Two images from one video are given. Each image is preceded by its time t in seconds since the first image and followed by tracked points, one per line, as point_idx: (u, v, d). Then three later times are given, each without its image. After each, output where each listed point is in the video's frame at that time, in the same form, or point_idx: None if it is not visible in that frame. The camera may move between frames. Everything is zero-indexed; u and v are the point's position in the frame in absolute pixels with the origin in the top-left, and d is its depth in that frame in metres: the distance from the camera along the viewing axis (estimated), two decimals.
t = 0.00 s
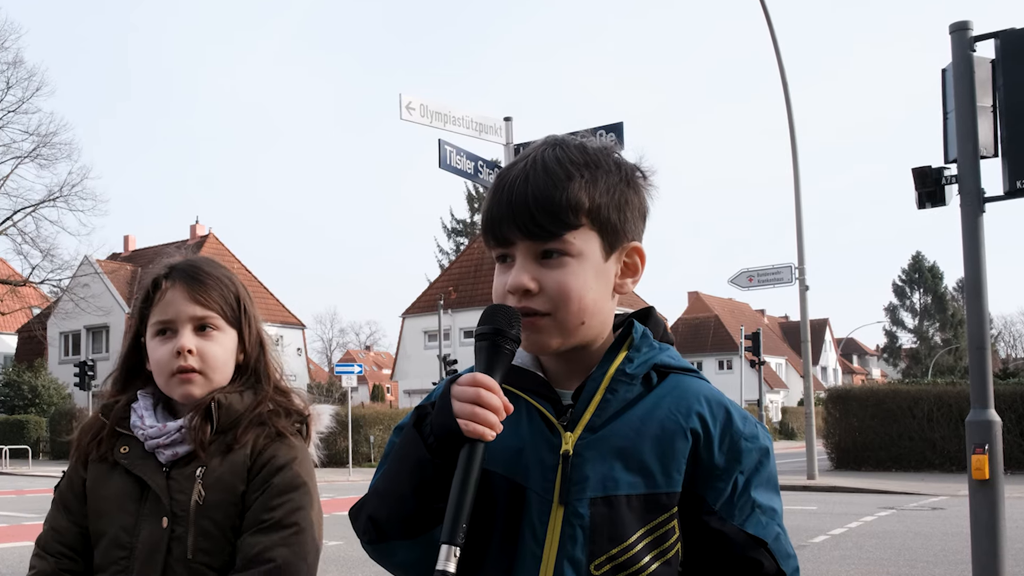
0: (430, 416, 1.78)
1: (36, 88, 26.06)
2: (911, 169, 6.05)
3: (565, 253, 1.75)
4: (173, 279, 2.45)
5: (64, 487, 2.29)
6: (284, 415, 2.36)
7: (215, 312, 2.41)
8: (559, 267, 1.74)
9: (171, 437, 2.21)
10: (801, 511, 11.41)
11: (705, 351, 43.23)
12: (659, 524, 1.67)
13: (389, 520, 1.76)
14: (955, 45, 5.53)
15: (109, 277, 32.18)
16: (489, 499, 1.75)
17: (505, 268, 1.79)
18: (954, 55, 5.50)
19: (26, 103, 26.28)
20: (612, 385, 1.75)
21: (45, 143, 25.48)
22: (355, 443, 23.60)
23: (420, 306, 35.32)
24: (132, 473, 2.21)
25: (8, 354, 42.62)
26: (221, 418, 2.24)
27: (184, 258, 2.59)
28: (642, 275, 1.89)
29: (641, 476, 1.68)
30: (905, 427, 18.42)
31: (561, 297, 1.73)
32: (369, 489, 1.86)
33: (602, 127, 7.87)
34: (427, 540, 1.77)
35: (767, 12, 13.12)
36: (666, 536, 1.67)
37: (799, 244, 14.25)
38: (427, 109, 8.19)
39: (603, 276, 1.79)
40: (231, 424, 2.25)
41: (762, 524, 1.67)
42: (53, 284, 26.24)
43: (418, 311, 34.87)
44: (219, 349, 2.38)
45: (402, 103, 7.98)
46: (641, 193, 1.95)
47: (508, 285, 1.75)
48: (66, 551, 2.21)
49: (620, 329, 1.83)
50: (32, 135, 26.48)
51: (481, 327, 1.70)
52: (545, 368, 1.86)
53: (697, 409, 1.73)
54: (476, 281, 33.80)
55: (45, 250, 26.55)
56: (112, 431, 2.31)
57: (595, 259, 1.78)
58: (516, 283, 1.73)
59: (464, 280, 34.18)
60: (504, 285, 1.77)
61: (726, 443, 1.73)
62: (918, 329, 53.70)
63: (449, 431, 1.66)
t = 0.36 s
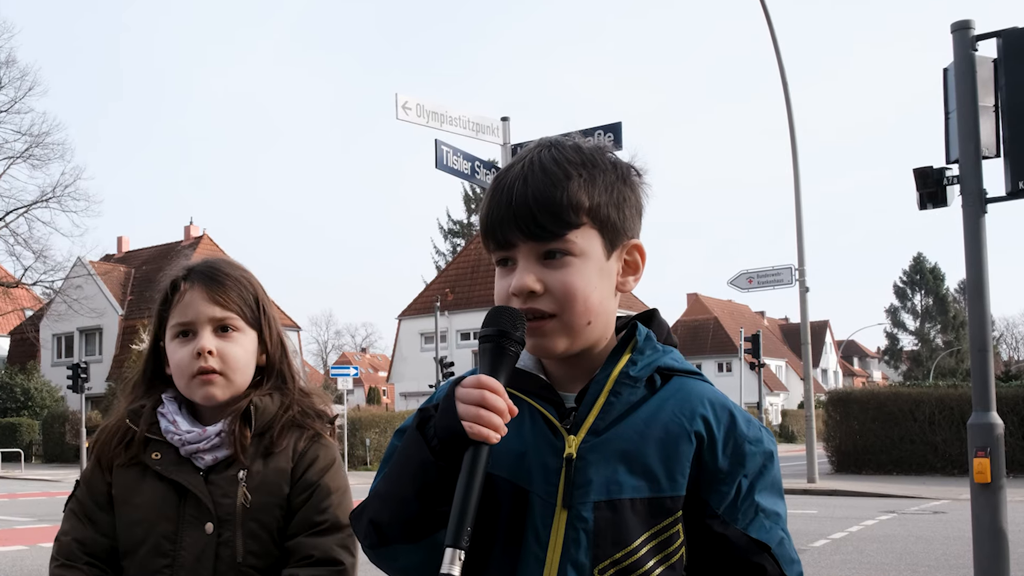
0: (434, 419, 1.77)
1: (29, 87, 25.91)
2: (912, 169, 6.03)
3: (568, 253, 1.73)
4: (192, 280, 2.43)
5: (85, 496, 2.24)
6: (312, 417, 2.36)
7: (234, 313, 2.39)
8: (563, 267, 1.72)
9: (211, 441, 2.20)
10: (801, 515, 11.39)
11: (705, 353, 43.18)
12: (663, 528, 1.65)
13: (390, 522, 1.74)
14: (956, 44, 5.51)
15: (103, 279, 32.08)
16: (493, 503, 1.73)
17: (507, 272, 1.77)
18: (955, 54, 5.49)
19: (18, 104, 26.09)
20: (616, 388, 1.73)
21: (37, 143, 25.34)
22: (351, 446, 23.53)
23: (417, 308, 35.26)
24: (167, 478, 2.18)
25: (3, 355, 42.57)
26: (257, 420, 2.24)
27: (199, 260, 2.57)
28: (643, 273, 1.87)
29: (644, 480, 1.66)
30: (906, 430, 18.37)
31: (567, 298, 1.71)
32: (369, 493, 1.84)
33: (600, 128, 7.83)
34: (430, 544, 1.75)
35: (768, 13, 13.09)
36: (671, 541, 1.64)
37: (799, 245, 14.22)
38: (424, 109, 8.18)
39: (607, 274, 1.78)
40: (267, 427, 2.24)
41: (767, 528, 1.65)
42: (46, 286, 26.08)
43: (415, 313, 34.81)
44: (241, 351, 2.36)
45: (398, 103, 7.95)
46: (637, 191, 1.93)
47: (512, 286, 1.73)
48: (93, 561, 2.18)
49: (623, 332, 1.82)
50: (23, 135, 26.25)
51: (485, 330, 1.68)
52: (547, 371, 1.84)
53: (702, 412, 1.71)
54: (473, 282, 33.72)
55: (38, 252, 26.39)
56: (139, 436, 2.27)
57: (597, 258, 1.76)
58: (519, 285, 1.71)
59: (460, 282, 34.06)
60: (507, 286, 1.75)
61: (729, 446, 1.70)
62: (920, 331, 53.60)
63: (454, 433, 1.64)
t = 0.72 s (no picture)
0: (433, 423, 1.74)
1: (23, 86, 25.81)
2: (914, 169, 6.01)
3: (568, 254, 1.71)
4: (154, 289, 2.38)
5: (92, 504, 2.20)
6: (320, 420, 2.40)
7: (185, 316, 2.30)
8: (564, 269, 1.71)
9: (230, 444, 2.20)
10: (802, 519, 11.38)
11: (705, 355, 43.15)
12: (666, 529, 1.63)
13: (388, 526, 1.71)
14: (957, 43, 5.50)
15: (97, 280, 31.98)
16: (493, 507, 1.71)
17: (507, 275, 1.75)
18: (957, 53, 5.48)
19: (10, 103, 25.87)
20: (617, 389, 1.71)
21: (30, 143, 25.26)
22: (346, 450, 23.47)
23: (413, 310, 35.20)
24: (186, 482, 2.17)
25: None
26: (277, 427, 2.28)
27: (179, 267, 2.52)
28: (642, 274, 1.86)
29: (647, 482, 1.65)
30: (908, 433, 18.37)
31: (568, 300, 1.69)
32: (366, 496, 1.82)
33: (597, 128, 7.81)
34: (428, 548, 1.73)
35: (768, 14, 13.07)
36: (673, 543, 1.63)
37: (799, 247, 14.19)
38: (420, 109, 8.16)
39: (606, 276, 1.76)
40: (286, 433, 2.28)
41: (770, 530, 1.64)
42: (37, 287, 25.93)
43: (411, 315, 34.73)
44: (192, 354, 2.27)
45: (394, 102, 7.93)
46: (635, 192, 1.91)
47: (512, 289, 1.70)
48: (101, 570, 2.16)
49: (625, 333, 1.80)
50: (16, 135, 26.04)
51: (486, 334, 1.66)
52: (546, 370, 1.81)
53: (704, 414, 1.69)
54: (470, 283, 33.67)
55: (31, 253, 26.24)
56: (148, 439, 2.24)
57: (597, 259, 1.75)
58: (520, 287, 1.69)
59: (457, 283, 34.01)
60: (507, 289, 1.72)
61: (732, 448, 1.69)
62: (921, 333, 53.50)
63: (455, 438, 1.62)
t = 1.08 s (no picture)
0: (431, 426, 1.72)
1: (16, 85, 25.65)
2: (915, 170, 6.00)
3: (568, 258, 1.70)
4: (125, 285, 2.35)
5: (67, 507, 2.18)
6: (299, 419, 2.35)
7: (156, 313, 2.26)
8: (564, 271, 1.69)
9: (200, 445, 2.17)
10: (802, 523, 11.36)
11: (705, 356, 43.11)
12: (664, 534, 1.61)
13: (384, 529, 1.69)
14: (960, 43, 5.49)
15: (90, 282, 31.90)
16: (491, 510, 1.68)
17: (505, 277, 1.73)
18: (959, 52, 5.47)
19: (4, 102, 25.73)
20: (616, 392, 1.69)
21: (24, 142, 25.12)
22: (342, 453, 23.39)
23: (410, 311, 35.13)
24: (159, 485, 2.14)
25: None
26: (253, 429, 2.25)
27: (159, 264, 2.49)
28: (641, 275, 1.84)
29: (646, 485, 1.63)
30: (909, 436, 18.35)
31: (568, 303, 1.68)
32: (363, 499, 1.80)
33: (596, 128, 7.79)
34: (426, 553, 1.70)
35: (768, 14, 13.05)
36: (672, 547, 1.61)
37: (799, 248, 14.17)
38: (417, 109, 8.14)
39: (606, 279, 1.75)
40: (260, 433, 2.24)
41: (771, 534, 1.62)
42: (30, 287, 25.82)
43: (407, 317, 34.68)
44: (165, 351, 2.24)
45: (390, 102, 7.91)
46: (632, 192, 1.89)
47: (512, 292, 1.68)
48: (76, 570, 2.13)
49: (624, 336, 1.78)
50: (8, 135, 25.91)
51: (484, 336, 1.64)
52: (544, 372, 1.80)
53: (703, 418, 1.67)
54: (466, 285, 33.64)
55: (24, 254, 26.10)
56: (122, 440, 2.22)
57: (596, 261, 1.73)
58: (520, 290, 1.67)
59: (454, 285, 33.96)
60: (506, 292, 1.70)
61: (732, 451, 1.67)
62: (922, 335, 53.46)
63: (452, 440, 1.61)
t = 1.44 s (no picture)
0: (426, 428, 1.71)
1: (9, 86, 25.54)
2: (917, 170, 5.98)
3: (565, 249, 1.68)
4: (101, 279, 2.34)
5: (34, 504, 2.15)
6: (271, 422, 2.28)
7: (128, 307, 2.25)
8: (560, 265, 1.67)
9: (163, 446, 2.12)
10: (802, 527, 11.33)
11: (705, 359, 43.06)
12: (662, 538, 1.60)
13: (380, 534, 1.67)
14: (962, 42, 5.47)
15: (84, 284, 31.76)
16: (486, 515, 1.67)
17: (500, 274, 1.71)
18: (961, 52, 5.45)
19: None
20: (612, 395, 1.68)
21: (16, 143, 25.01)
22: (337, 456, 23.30)
23: (406, 313, 35.06)
24: (122, 488, 2.10)
25: None
26: (216, 428, 2.18)
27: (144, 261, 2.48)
28: (638, 275, 1.82)
29: (643, 488, 1.61)
30: (910, 440, 18.28)
31: (565, 297, 1.66)
32: (358, 504, 1.78)
33: (594, 128, 7.77)
34: (421, 558, 1.68)
35: (768, 14, 13.00)
36: (670, 551, 1.60)
37: (799, 249, 14.14)
38: (413, 108, 8.11)
39: (604, 275, 1.73)
40: (223, 434, 2.18)
41: (768, 538, 1.59)
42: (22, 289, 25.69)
43: (404, 319, 34.62)
44: (134, 347, 2.22)
45: (387, 102, 7.89)
46: (630, 192, 1.87)
47: (508, 286, 1.67)
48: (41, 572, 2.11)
49: (621, 337, 1.77)
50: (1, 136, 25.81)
51: (479, 337, 1.62)
52: (539, 374, 1.78)
53: (701, 420, 1.66)
54: (463, 287, 33.59)
55: (16, 255, 25.98)
56: (88, 440, 2.19)
57: (594, 256, 1.71)
58: (517, 285, 1.65)
59: (451, 287, 33.90)
60: (503, 287, 1.69)
61: (731, 454, 1.65)
62: (922, 337, 53.34)
63: (446, 443, 1.59)
